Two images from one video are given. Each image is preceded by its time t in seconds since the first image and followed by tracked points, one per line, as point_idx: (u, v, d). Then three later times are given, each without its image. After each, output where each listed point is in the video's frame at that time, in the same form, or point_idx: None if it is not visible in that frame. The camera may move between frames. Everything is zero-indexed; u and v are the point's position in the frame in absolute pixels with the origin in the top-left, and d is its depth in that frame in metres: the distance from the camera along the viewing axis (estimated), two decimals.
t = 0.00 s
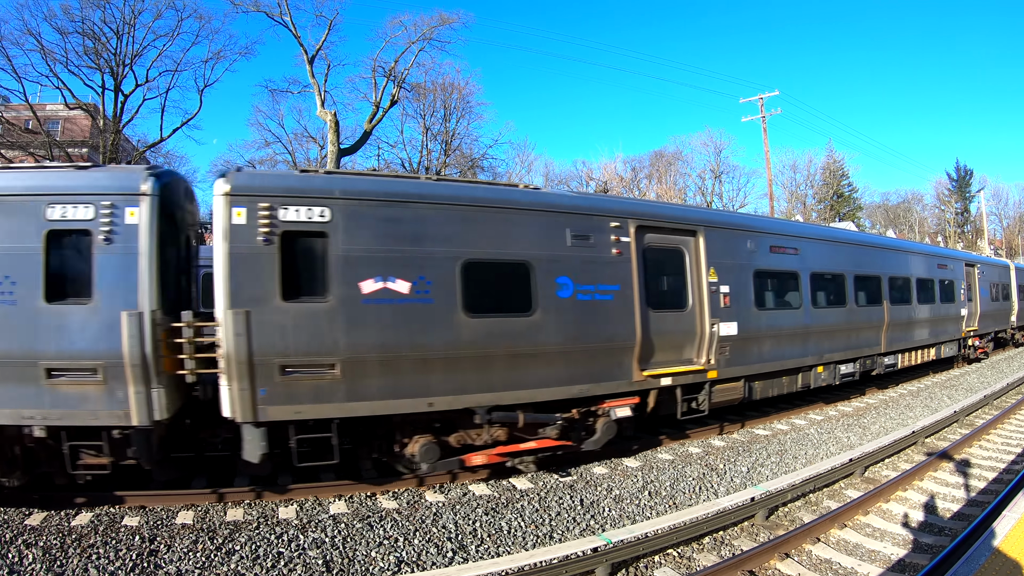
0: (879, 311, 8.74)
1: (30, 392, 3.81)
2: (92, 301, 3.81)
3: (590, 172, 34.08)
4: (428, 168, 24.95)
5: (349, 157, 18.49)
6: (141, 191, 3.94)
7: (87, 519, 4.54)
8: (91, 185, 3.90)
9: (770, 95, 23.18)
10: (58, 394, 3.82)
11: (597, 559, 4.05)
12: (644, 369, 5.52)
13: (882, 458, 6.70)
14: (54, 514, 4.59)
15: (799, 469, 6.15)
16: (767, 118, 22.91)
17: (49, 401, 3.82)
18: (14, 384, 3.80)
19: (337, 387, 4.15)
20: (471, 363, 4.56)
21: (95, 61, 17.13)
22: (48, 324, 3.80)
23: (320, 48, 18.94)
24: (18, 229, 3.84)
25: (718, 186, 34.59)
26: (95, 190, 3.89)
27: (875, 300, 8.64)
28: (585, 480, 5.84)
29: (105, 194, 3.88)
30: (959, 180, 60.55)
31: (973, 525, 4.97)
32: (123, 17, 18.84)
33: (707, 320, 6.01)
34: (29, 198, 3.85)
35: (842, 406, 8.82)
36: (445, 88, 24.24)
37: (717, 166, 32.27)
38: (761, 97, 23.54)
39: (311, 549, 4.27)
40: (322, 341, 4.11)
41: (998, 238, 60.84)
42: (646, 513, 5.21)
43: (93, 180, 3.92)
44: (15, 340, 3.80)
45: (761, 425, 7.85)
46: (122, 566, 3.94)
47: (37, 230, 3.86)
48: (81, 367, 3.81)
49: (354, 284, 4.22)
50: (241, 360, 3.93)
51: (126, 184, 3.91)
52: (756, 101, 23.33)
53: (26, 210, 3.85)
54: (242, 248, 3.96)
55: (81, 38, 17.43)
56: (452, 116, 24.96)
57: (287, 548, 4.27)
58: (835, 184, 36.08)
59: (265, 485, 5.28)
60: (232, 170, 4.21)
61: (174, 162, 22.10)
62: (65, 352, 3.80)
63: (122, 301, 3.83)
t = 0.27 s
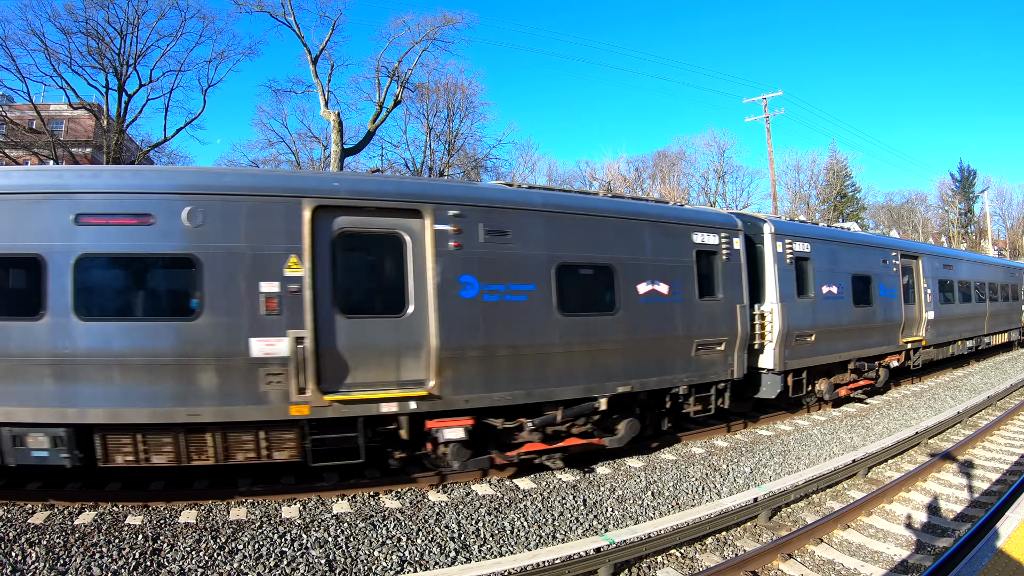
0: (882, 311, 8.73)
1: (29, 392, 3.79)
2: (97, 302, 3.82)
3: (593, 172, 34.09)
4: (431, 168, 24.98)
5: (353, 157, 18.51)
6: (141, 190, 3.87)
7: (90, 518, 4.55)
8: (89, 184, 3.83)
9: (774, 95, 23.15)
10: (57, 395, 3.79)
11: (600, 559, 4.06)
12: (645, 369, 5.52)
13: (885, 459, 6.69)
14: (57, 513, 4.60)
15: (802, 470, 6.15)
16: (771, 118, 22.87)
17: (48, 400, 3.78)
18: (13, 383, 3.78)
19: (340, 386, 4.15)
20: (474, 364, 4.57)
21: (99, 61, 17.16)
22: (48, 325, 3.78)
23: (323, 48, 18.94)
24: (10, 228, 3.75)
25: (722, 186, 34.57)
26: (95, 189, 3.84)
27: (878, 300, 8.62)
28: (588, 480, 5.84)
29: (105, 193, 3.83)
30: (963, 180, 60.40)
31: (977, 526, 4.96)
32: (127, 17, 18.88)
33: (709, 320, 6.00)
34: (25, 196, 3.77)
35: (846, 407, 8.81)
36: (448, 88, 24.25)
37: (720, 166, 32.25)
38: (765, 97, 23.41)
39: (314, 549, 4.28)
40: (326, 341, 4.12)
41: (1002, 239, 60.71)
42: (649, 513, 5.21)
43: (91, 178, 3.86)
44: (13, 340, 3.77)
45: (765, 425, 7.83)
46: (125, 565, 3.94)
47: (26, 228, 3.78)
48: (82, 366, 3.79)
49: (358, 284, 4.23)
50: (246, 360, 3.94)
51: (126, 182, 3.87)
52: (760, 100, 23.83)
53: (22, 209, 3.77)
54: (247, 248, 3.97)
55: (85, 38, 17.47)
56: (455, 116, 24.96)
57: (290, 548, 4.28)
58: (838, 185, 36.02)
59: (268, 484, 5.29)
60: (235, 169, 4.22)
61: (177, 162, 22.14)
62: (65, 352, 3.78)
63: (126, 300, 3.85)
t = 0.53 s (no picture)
0: (885, 310, 8.72)
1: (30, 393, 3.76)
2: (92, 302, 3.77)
3: (596, 170, 34.07)
4: (434, 167, 25.00)
5: (355, 155, 18.51)
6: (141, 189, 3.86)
7: (93, 517, 4.56)
8: (89, 183, 3.83)
9: (777, 93, 23.09)
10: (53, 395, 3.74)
11: (603, 558, 4.06)
12: (648, 368, 5.51)
13: (888, 458, 6.68)
14: (60, 512, 4.62)
15: (805, 469, 6.14)
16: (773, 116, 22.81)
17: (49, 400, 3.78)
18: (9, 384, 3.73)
19: (343, 385, 4.15)
20: (476, 362, 4.57)
21: (101, 60, 17.20)
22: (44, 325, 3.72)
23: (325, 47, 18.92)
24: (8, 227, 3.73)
25: (724, 184, 34.52)
26: (95, 189, 3.82)
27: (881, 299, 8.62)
28: (590, 479, 5.84)
29: (106, 193, 3.82)
30: (966, 179, 60.25)
31: (980, 525, 4.95)
32: (129, 17, 18.89)
33: (712, 318, 5.99)
34: (27, 195, 3.76)
35: (849, 406, 8.80)
36: (451, 87, 24.25)
37: (723, 165, 32.22)
38: (768, 96, 23.34)
39: (316, 548, 4.28)
40: (328, 340, 4.11)
41: (1005, 238, 60.56)
42: (652, 512, 5.21)
43: (92, 178, 3.85)
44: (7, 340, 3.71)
45: (767, 424, 7.82)
46: (128, 564, 3.95)
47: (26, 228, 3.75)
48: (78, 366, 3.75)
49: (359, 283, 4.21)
50: (248, 359, 3.94)
51: (127, 182, 3.86)
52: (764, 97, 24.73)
53: (21, 208, 3.75)
54: (249, 247, 3.97)
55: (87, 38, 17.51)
56: (457, 115, 24.93)
57: (293, 547, 4.28)
58: (841, 183, 35.95)
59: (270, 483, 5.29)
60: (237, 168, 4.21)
61: (180, 161, 22.17)
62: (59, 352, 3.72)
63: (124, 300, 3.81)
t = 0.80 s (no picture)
0: (886, 308, 8.71)
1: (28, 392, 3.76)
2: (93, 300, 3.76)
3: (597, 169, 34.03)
4: (435, 166, 24.99)
5: (356, 154, 18.50)
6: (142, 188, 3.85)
7: (94, 515, 4.57)
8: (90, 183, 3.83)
9: (778, 91, 23.03)
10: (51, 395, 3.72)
11: (603, 556, 4.06)
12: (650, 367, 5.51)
13: (890, 457, 6.67)
14: (61, 510, 4.63)
15: (806, 467, 6.14)
16: (774, 114, 22.77)
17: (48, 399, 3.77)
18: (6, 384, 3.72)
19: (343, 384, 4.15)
20: (477, 361, 4.57)
21: (102, 59, 17.20)
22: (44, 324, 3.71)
23: (326, 46, 18.89)
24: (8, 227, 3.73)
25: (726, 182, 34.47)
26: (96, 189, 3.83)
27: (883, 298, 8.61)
28: (591, 478, 5.84)
29: (107, 192, 3.82)
30: (968, 177, 60.14)
31: (982, 524, 4.94)
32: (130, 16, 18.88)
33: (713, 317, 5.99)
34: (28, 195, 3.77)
35: (850, 404, 8.79)
36: (451, 85, 24.22)
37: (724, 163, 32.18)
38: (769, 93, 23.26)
39: (317, 546, 4.29)
40: (329, 338, 4.12)
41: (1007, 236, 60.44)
42: (653, 510, 5.21)
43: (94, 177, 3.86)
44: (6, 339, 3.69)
45: (769, 422, 7.82)
46: (130, 562, 3.96)
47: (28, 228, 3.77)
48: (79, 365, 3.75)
49: (358, 280, 4.22)
50: (249, 358, 3.94)
51: (128, 181, 3.86)
52: (765, 95, 24.84)
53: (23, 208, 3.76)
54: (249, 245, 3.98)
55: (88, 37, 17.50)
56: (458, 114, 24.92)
57: (294, 545, 4.29)
58: (843, 181, 35.89)
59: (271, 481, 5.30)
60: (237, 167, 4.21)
61: (181, 160, 22.17)
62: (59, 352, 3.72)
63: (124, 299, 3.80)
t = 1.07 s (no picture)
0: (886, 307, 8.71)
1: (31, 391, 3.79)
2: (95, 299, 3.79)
3: (596, 168, 34.02)
4: (435, 165, 24.98)
5: (356, 152, 18.47)
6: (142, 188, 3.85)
7: (94, 515, 4.57)
8: (91, 182, 3.82)
9: (778, 89, 22.99)
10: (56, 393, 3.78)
11: (603, 556, 4.06)
12: (650, 365, 5.50)
13: (890, 456, 6.67)
14: (61, 511, 4.63)
15: (806, 466, 6.14)
16: (774, 112, 22.74)
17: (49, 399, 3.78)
18: (13, 382, 3.79)
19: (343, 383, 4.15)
20: (477, 360, 4.57)
21: (101, 59, 17.17)
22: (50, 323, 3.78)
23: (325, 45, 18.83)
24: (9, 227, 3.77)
25: (726, 181, 34.46)
26: (96, 188, 3.83)
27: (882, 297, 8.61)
28: (591, 477, 5.84)
29: (107, 191, 3.82)
30: (968, 176, 60.13)
31: (982, 523, 4.94)
32: (128, 15, 18.84)
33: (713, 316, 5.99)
34: (30, 194, 3.79)
35: (850, 403, 8.79)
36: (451, 84, 24.20)
37: (724, 161, 32.17)
38: (768, 92, 23.13)
39: (317, 546, 4.28)
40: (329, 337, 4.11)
41: (1007, 235, 60.44)
42: (653, 509, 5.21)
43: (94, 176, 3.85)
44: (15, 337, 3.77)
45: (769, 421, 7.82)
46: (129, 562, 3.95)
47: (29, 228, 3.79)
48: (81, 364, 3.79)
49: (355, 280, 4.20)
50: (248, 357, 3.93)
51: (127, 180, 3.85)
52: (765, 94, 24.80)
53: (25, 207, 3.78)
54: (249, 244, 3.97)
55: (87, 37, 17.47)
56: (458, 113, 24.90)
57: (293, 545, 4.29)
58: (843, 180, 35.86)
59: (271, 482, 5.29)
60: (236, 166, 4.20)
61: (180, 159, 22.15)
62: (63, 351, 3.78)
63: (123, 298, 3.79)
